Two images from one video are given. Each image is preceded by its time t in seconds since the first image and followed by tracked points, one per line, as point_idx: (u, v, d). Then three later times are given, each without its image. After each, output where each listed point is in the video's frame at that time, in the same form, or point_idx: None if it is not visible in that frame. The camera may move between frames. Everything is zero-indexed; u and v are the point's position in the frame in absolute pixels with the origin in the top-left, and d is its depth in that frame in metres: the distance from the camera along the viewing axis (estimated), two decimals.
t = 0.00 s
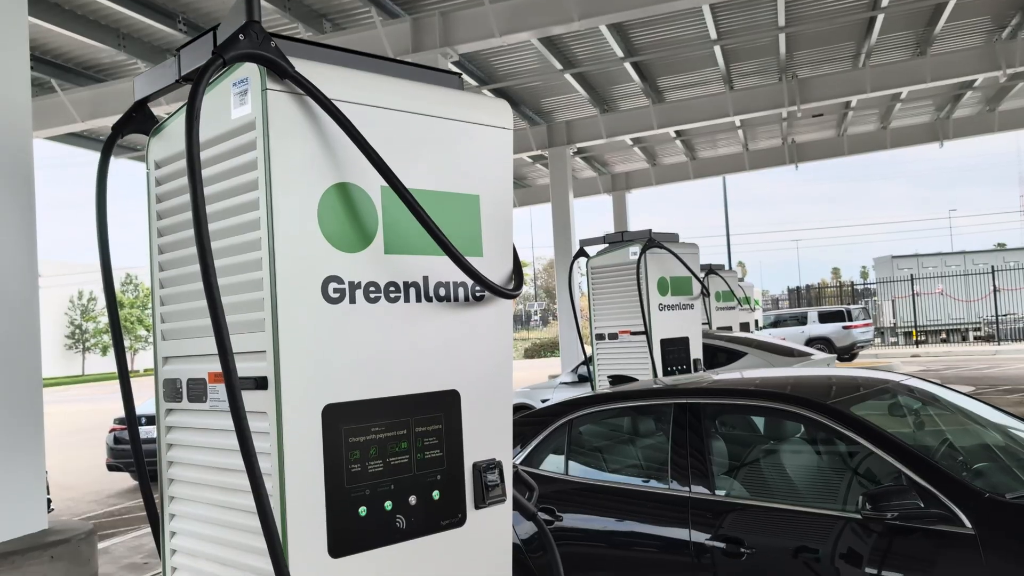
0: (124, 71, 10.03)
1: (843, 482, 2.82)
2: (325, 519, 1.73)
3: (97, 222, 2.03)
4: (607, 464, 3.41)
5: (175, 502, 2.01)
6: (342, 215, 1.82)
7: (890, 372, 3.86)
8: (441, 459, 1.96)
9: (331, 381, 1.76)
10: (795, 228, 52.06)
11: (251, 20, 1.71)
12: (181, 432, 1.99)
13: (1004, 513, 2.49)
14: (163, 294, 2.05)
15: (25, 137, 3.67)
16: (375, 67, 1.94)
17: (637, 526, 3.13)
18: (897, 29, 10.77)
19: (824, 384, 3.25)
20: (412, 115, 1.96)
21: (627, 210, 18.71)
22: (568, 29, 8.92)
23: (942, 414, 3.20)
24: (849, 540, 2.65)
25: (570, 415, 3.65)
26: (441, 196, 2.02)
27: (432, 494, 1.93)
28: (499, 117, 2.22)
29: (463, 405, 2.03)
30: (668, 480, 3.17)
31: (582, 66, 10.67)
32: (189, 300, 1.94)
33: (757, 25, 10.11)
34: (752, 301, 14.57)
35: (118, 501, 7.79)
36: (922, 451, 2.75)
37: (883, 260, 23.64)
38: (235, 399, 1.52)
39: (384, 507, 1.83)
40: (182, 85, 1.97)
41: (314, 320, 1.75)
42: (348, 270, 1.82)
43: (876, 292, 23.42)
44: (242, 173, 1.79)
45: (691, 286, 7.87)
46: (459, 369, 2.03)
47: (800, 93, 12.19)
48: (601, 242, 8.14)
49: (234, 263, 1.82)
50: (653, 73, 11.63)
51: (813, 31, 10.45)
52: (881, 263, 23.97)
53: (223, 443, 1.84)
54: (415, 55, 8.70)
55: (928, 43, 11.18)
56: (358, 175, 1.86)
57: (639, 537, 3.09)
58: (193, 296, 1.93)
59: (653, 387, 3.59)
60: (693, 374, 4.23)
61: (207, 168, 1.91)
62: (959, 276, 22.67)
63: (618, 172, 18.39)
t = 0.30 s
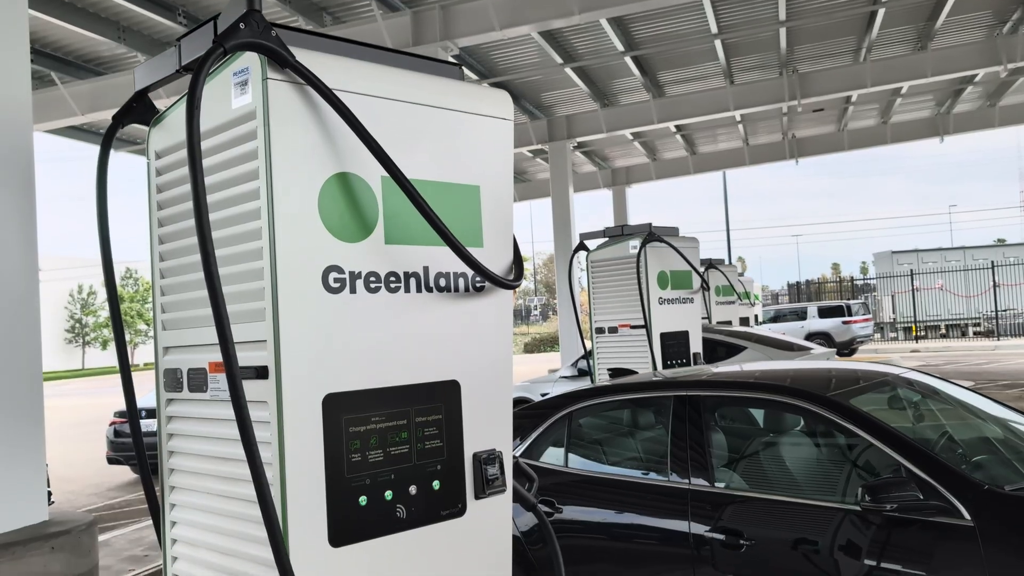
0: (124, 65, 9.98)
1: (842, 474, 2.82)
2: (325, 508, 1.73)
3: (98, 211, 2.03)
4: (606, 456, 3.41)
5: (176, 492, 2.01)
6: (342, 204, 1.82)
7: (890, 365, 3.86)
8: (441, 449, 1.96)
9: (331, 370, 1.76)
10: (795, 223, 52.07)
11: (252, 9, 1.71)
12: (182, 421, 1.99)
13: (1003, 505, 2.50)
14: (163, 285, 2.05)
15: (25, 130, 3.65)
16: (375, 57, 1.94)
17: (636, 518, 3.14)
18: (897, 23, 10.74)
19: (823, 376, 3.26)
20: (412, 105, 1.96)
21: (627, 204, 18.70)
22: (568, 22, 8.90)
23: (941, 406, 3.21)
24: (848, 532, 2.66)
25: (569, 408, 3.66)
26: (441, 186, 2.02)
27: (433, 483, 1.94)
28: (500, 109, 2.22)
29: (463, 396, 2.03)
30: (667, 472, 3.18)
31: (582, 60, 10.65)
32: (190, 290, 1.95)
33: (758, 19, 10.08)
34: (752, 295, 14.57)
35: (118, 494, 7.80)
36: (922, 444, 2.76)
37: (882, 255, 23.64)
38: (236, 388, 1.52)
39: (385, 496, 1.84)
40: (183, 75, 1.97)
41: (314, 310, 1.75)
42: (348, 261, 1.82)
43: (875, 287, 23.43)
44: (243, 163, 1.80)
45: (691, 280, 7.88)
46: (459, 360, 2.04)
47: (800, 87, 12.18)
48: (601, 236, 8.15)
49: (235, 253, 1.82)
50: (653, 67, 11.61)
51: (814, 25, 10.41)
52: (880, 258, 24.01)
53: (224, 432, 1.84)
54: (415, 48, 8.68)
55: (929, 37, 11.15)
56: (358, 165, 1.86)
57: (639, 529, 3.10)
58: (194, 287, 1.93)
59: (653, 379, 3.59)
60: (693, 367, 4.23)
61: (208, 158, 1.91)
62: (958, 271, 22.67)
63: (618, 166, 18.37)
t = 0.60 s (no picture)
0: (126, 60, 9.99)
1: (842, 468, 2.83)
2: (327, 498, 1.74)
3: (101, 203, 2.04)
4: (607, 449, 3.42)
5: (179, 483, 2.02)
6: (344, 195, 1.82)
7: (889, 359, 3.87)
8: (443, 440, 1.97)
9: (333, 362, 1.77)
10: (796, 219, 52.03)
11: None
12: (185, 412, 2.00)
13: (1003, 497, 2.51)
14: (166, 276, 2.06)
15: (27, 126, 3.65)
16: (378, 49, 1.94)
17: (637, 511, 3.14)
18: (899, 18, 10.71)
19: (823, 370, 3.26)
20: (414, 97, 1.97)
21: (627, 199, 18.69)
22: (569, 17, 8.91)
23: (941, 400, 3.22)
24: (848, 525, 2.67)
25: (570, 401, 3.67)
26: (442, 178, 2.02)
27: (435, 474, 1.95)
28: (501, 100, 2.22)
29: (465, 386, 2.04)
30: (667, 465, 3.19)
31: (583, 55, 10.65)
32: (193, 281, 1.96)
33: (759, 14, 10.07)
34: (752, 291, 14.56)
35: (120, 488, 7.82)
36: (922, 437, 2.76)
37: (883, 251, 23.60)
38: (239, 377, 1.52)
39: (387, 486, 1.85)
40: (185, 68, 1.97)
41: (317, 300, 1.76)
42: (350, 252, 1.83)
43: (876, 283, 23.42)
44: (245, 155, 1.80)
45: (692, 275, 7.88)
46: (460, 351, 2.05)
47: (801, 83, 12.17)
48: (601, 230, 8.15)
49: (238, 243, 1.83)
50: (654, 62, 11.61)
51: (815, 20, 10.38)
52: (880, 254, 24.01)
53: (227, 422, 1.85)
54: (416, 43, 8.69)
55: (931, 33, 11.14)
56: (361, 157, 1.86)
57: (640, 522, 3.11)
58: (197, 278, 1.94)
59: (653, 373, 3.60)
60: (693, 361, 4.24)
61: (210, 149, 1.92)
62: (959, 267, 22.66)
63: (619, 162, 18.38)
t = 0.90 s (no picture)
0: (127, 56, 9.97)
1: (842, 462, 2.84)
2: (330, 490, 1.75)
3: (103, 195, 2.05)
4: (607, 444, 3.43)
5: (182, 475, 2.03)
6: (346, 187, 1.83)
7: (890, 354, 3.88)
8: (444, 432, 1.98)
9: (335, 353, 1.78)
10: (797, 217, 51.99)
11: None
12: (188, 404, 2.00)
13: (1003, 491, 2.52)
14: (169, 269, 2.07)
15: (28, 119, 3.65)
16: (379, 42, 1.95)
17: (637, 505, 3.15)
18: (901, 14, 10.70)
19: (823, 364, 3.27)
20: (415, 90, 1.98)
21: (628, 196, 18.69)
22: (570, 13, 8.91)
23: (941, 394, 3.23)
24: (848, 518, 2.68)
25: (571, 396, 3.68)
26: (442, 171, 2.03)
27: (436, 466, 1.96)
28: (502, 94, 2.22)
29: (466, 379, 2.05)
30: (667, 459, 3.20)
31: (584, 51, 10.65)
32: (195, 273, 1.97)
33: (760, 11, 10.06)
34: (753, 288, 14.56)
35: (122, 484, 7.83)
36: (922, 431, 2.77)
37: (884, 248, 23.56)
38: (243, 369, 1.53)
39: (389, 477, 1.86)
40: (188, 61, 1.98)
41: (320, 292, 1.77)
42: (352, 244, 1.84)
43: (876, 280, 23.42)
44: (249, 148, 1.81)
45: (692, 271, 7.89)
46: (462, 343, 2.06)
47: (802, 80, 12.16)
48: (602, 227, 8.15)
49: (241, 237, 1.84)
50: (655, 59, 11.60)
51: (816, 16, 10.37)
52: (881, 251, 24.04)
53: (230, 414, 1.86)
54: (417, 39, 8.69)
55: (932, 29, 11.13)
56: (363, 149, 1.87)
57: (641, 516, 3.12)
58: (199, 270, 1.95)
59: (654, 367, 3.61)
60: (693, 355, 4.25)
61: (213, 142, 1.93)
62: (959, 264, 22.65)
63: (620, 158, 18.38)
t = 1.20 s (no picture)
0: (130, 53, 9.98)
1: (845, 457, 2.84)
2: (332, 482, 1.75)
3: (107, 189, 2.06)
4: (610, 439, 3.43)
5: (185, 467, 2.04)
6: (348, 181, 1.83)
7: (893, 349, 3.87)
8: (447, 425, 1.98)
9: (338, 345, 1.78)
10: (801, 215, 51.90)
11: None
12: (191, 397, 2.01)
13: (1005, 486, 2.51)
14: (172, 263, 2.08)
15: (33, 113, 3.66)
16: (381, 36, 1.95)
17: (640, 500, 3.15)
18: (906, 11, 10.66)
19: (826, 359, 3.27)
20: (418, 83, 1.98)
21: (632, 193, 18.68)
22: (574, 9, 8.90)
23: (946, 390, 3.22)
24: (850, 514, 2.68)
25: (574, 392, 3.68)
26: (444, 165, 2.03)
27: (438, 459, 1.96)
28: (504, 88, 2.22)
29: (468, 373, 2.05)
30: (670, 454, 3.20)
31: (587, 48, 10.64)
32: (198, 267, 1.97)
33: (765, 7, 10.03)
34: (756, 285, 14.54)
35: (126, 480, 7.86)
36: (925, 426, 2.77)
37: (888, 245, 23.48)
38: (245, 361, 1.53)
39: (391, 470, 1.86)
40: (190, 56, 1.98)
41: (322, 285, 1.77)
42: (355, 238, 1.84)
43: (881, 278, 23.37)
44: (251, 141, 1.81)
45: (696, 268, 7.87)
46: (464, 337, 2.06)
47: (806, 77, 12.12)
48: (605, 223, 8.11)
49: (244, 230, 1.85)
50: (659, 56, 11.58)
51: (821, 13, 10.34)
52: (886, 248, 23.99)
53: (233, 407, 1.86)
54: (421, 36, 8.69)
55: (937, 26, 11.09)
56: (365, 142, 1.87)
57: (644, 511, 3.12)
58: (203, 263, 1.95)
59: (657, 362, 3.61)
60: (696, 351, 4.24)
61: (216, 135, 1.93)
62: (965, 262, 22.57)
63: (624, 156, 18.36)
